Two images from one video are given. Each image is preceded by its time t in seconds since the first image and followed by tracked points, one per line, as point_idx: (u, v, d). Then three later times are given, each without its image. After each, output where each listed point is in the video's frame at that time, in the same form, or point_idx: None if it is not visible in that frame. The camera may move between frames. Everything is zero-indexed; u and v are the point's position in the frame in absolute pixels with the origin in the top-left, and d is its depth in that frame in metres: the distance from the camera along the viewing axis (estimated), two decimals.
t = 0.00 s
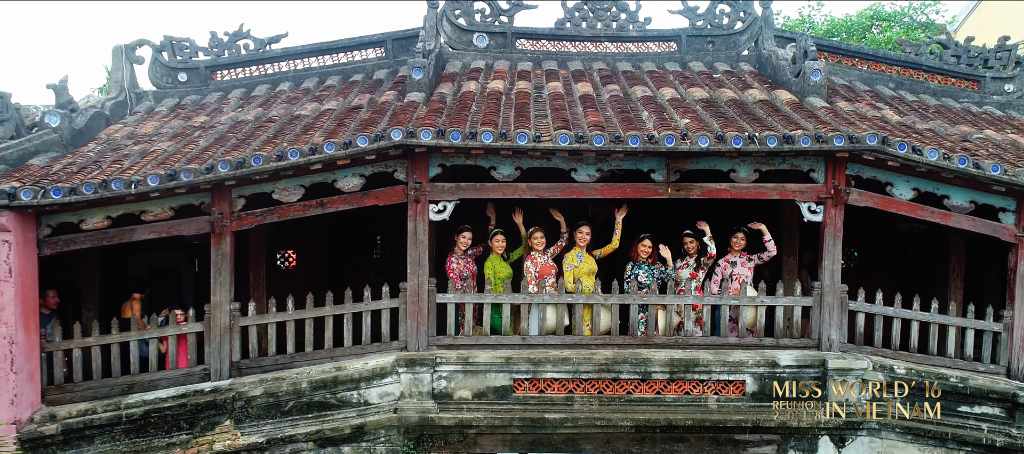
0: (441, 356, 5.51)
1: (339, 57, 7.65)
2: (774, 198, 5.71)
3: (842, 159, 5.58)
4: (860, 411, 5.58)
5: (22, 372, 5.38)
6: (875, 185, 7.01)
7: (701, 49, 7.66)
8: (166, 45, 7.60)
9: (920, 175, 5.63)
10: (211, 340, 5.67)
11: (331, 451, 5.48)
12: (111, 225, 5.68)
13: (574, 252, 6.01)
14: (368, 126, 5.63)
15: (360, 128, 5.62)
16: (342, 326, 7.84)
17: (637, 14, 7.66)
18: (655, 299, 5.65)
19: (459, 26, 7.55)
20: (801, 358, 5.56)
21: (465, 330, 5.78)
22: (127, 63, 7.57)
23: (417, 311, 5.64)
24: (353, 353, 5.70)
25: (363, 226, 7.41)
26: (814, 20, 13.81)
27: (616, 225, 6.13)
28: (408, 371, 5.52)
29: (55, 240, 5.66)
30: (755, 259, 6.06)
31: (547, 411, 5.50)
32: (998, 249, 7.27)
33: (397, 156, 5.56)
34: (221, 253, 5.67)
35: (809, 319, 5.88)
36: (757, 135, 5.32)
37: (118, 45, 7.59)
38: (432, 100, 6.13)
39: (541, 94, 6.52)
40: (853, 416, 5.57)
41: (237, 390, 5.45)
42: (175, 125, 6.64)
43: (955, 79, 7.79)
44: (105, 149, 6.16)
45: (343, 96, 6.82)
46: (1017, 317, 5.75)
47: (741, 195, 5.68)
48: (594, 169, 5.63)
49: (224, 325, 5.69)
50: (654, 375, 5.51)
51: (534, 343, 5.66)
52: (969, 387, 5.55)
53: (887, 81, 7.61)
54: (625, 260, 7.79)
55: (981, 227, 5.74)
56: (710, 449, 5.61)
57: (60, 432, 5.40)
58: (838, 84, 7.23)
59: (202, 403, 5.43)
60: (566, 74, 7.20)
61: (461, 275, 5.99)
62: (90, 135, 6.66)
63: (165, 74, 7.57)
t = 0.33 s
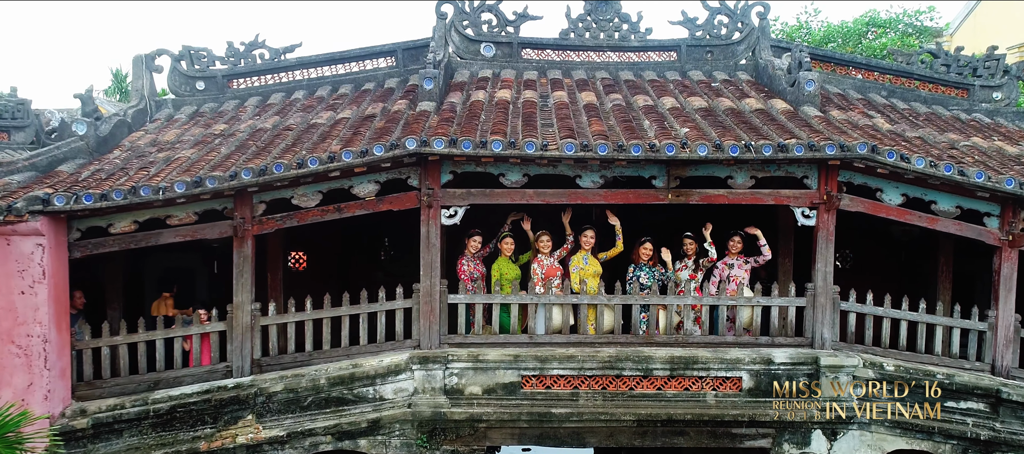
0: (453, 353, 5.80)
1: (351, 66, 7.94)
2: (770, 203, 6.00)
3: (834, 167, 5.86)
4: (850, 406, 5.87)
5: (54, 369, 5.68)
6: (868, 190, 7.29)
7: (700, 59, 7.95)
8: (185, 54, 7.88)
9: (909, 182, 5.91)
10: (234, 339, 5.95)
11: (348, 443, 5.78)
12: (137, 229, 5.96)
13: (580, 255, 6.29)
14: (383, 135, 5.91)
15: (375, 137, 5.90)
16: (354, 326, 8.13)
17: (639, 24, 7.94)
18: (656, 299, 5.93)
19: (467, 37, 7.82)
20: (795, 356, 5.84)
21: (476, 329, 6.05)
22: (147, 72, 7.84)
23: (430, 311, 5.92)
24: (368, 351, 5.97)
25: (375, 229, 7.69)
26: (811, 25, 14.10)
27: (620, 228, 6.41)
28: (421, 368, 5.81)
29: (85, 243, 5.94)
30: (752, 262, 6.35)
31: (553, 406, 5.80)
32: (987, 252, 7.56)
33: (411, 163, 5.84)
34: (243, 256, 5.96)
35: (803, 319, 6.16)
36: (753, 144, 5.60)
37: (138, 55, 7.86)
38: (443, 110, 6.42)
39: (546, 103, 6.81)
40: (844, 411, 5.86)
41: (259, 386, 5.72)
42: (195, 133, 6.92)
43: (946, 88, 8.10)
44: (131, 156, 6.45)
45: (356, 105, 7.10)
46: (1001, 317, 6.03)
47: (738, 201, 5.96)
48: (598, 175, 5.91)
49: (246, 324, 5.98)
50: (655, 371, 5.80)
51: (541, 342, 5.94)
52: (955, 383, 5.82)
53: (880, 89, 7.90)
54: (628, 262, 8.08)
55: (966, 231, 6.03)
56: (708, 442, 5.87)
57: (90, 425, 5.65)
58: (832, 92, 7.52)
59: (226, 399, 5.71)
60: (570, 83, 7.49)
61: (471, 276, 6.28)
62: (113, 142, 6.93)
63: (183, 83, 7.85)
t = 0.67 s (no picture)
0: (465, 352, 6.13)
1: (364, 76, 8.27)
2: (765, 210, 6.32)
3: (826, 175, 6.18)
4: (841, 402, 6.19)
5: (87, 367, 6.02)
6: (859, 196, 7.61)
7: (699, 69, 8.27)
8: (204, 65, 8.19)
9: (897, 190, 6.23)
10: (256, 339, 6.26)
11: (366, 437, 6.10)
12: (165, 235, 6.27)
13: (585, 259, 6.61)
14: (398, 145, 6.23)
15: (390, 147, 6.22)
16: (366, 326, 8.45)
17: (640, 36, 8.25)
18: (657, 301, 6.24)
19: (475, 48, 8.12)
20: (789, 355, 6.16)
21: (486, 329, 6.37)
22: (168, 82, 8.15)
23: (442, 312, 6.24)
24: (384, 350, 6.28)
25: (387, 233, 8.01)
26: (808, 33, 14.43)
27: (623, 233, 6.73)
28: (434, 366, 6.13)
29: (116, 248, 6.25)
30: (748, 266, 6.66)
31: (560, 402, 6.12)
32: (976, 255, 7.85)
33: (425, 172, 6.16)
34: (265, 260, 6.28)
35: (797, 320, 6.48)
36: (749, 154, 5.92)
37: (159, 66, 8.16)
38: (454, 120, 6.74)
39: (552, 113, 7.13)
40: (835, 407, 6.17)
41: (281, 384, 6.04)
42: (217, 142, 7.25)
43: (935, 97, 8.42)
44: (157, 165, 6.78)
45: (370, 115, 7.42)
46: (984, 318, 6.35)
47: (735, 208, 6.29)
48: (602, 183, 6.22)
49: (268, 325, 6.29)
50: (657, 369, 6.13)
51: (548, 341, 6.25)
52: (941, 381, 6.15)
53: (872, 98, 8.23)
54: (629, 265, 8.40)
55: (952, 236, 6.35)
56: (706, 436, 6.19)
57: (121, 420, 5.95)
58: (825, 102, 7.84)
59: (250, 395, 6.02)
60: (574, 93, 7.81)
61: (482, 279, 6.60)
62: (139, 150, 7.24)
63: (202, 92, 8.16)
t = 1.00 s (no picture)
0: (476, 353, 6.48)
1: (376, 88, 8.61)
2: (760, 218, 6.68)
3: (818, 185, 6.52)
4: (832, 400, 6.55)
5: (119, 367, 6.37)
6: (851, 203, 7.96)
7: (698, 81, 8.61)
8: (223, 77, 8.53)
9: (885, 199, 6.57)
10: (278, 340, 6.61)
11: (382, 433, 6.45)
12: (191, 241, 6.62)
13: (589, 264, 6.96)
14: (412, 158, 6.58)
15: (406, 159, 6.58)
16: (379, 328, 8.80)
17: (642, 50, 8.60)
18: (658, 304, 6.59)
19: (483, 61, 8.46)
20: (782, 355, 6.52)
21: (495, 330, 6.73)
22: (189, 93, 8.49)
23: (455, 314, 6.59)
24: (399, 350, 6.63)
25: (400, 239, 8.37)
26: (805, 41, 14.75)
27: (626, 240, 7.08)
28: (447, 365, 6.48)
29: (145, 254, 6.60)
30: (744, 270, 7.02)
31: (566, 399, 6.47)
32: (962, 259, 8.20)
33: (439, 182, 6.51)
34: (287, 265, 6.63)
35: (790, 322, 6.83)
36: (745, 165, 6.26)
37: (180, 78, 8.48)
38: (465, 132, 7.09)
39: (558, 125, 7.49)
40: (826, 404, 6.54)
41: (302, 383, 6.39)
42: (238, 152, 7.60)
43: (924, 107, 8.77)
44: (182, 175, 7.13)
45: (384, 126, 7.76)
46: (968, 320, 6.70)
47: (732, 216, 6.64)
48: (605, 193, 6.58)
49: (289, 326, 6.64)
50: (658, 368, 6.48)
51: (554, 342, 6.61)
52: (926, 380, 6.50)
53: (863, 109, 8.59)
54: (631, 270, 8.77)
55: (937, 243, 6.71)
56: (705, 432, 6.53)
57: (151, 417, 6.28)
58: (819, 113, 8.19)
59: (274, 393, 6.37)
60: (579, 105, 8.17)
61: (492, 283, 6.96)
62: (163, 160, 7.59)
63: (222, 103, 8.51)
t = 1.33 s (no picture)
0: (488, 353, 6.85)
1: (389, 99, 8.98)
2: (756, 225, 7.04)
3: (811, 195, 6.88)
4: (823, 397, 6.91)
5: (150, 366, 6.77)
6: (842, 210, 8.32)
7: (698, 93, 8.98)
8: (242, 89, 8.90)
9: (874, 207, 6.94)
10: (300, 341, 6.96)
11: (399, 429, 6.84)
12: (217, 247, 6.99)
13: (594, 268, 7.32)
14: (427, 168, 6.94)
15: (420, 169, 6.94)
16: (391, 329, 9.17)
17: (643, 62, 8.96)
18: (659, 307, 6.95)
19: (492, 73, 8.83)
20: (777, 355, 6.87)
21: (505, 332, 7.10)
22: (209, 104, 8.85)
23: (467, 317, 6.96)
24: (414, 350, 7.00)
25: (412, 245, 8.75)
26: (801, 49, 15.08)
27: (630, 246, 7.45)
28: (460, 365, 6.85)
29: (173, 259, 6.96)
30: (740, 274, 7.38)
31: (572, 397, 6.83)
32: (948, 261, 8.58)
33: (452, 192, 6.88)
34: (308, 270, 6.99)
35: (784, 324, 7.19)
36: (741, 176, 6.62)
37: (201, 89, 8.83)
38: (476, 143, 7.46)
39: (564, 136, 7.85)
40: (819, 401, 6.91)
41: (323, 381, 6.74)
42: (259, 162, 7.96)
43: (914, 117, 9.12)
44: (207, 184, 7.50)
45: (397, 136, 8.13)
46: (954, 322, 7.06)
47: (729, 223, 7.00)
48: (610, 201, 6.95)
49: (310, 328, 6.99)
50: (659, 368, 6.84)
51: (561, 342, 6.99)
52: (914, 378, 6.86)
53: (855, 119, 8.95)
54: (634, 275, 9.15)
55: (923, 249, 7.08)
56: (704, 428, 6.91)
57: (179, 414, 6.60)
58: (813, 124, 8.56)
59: (296, 391, 6.72)
60: (583, 115, 8.54)
61: (501, 287, 7.32)
62: (187, 170, 7.95)
63: (241, 114, 8.88)
